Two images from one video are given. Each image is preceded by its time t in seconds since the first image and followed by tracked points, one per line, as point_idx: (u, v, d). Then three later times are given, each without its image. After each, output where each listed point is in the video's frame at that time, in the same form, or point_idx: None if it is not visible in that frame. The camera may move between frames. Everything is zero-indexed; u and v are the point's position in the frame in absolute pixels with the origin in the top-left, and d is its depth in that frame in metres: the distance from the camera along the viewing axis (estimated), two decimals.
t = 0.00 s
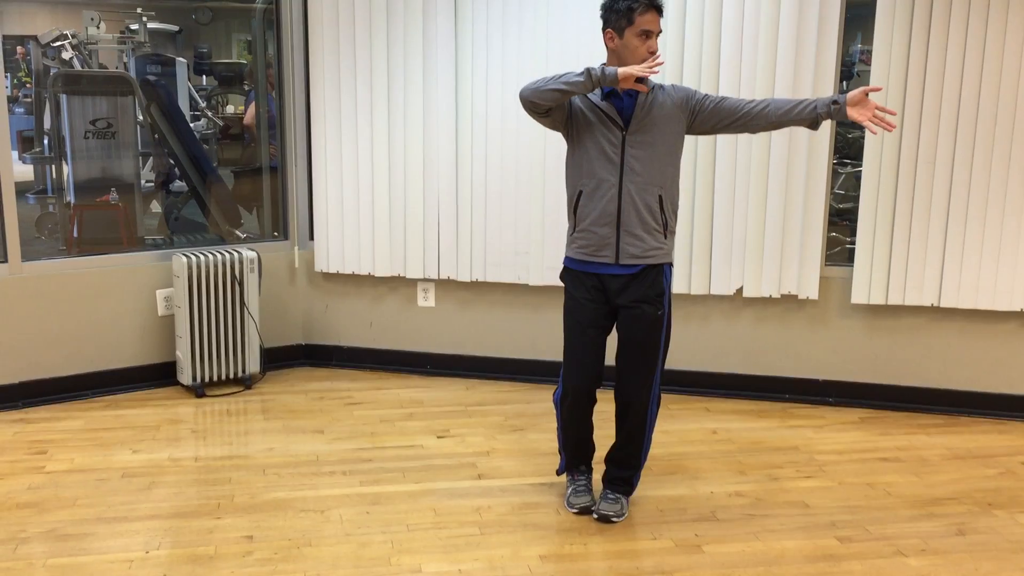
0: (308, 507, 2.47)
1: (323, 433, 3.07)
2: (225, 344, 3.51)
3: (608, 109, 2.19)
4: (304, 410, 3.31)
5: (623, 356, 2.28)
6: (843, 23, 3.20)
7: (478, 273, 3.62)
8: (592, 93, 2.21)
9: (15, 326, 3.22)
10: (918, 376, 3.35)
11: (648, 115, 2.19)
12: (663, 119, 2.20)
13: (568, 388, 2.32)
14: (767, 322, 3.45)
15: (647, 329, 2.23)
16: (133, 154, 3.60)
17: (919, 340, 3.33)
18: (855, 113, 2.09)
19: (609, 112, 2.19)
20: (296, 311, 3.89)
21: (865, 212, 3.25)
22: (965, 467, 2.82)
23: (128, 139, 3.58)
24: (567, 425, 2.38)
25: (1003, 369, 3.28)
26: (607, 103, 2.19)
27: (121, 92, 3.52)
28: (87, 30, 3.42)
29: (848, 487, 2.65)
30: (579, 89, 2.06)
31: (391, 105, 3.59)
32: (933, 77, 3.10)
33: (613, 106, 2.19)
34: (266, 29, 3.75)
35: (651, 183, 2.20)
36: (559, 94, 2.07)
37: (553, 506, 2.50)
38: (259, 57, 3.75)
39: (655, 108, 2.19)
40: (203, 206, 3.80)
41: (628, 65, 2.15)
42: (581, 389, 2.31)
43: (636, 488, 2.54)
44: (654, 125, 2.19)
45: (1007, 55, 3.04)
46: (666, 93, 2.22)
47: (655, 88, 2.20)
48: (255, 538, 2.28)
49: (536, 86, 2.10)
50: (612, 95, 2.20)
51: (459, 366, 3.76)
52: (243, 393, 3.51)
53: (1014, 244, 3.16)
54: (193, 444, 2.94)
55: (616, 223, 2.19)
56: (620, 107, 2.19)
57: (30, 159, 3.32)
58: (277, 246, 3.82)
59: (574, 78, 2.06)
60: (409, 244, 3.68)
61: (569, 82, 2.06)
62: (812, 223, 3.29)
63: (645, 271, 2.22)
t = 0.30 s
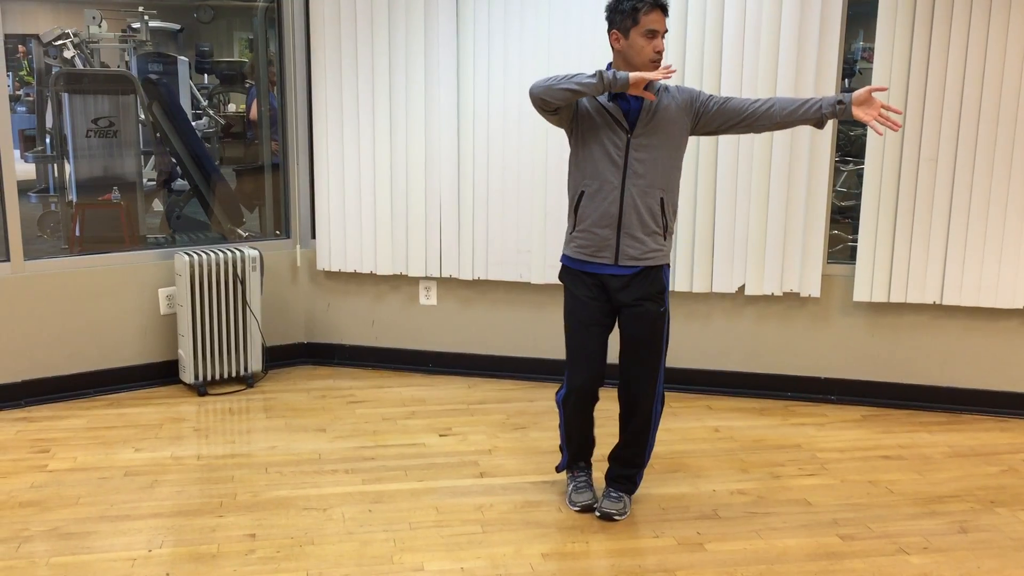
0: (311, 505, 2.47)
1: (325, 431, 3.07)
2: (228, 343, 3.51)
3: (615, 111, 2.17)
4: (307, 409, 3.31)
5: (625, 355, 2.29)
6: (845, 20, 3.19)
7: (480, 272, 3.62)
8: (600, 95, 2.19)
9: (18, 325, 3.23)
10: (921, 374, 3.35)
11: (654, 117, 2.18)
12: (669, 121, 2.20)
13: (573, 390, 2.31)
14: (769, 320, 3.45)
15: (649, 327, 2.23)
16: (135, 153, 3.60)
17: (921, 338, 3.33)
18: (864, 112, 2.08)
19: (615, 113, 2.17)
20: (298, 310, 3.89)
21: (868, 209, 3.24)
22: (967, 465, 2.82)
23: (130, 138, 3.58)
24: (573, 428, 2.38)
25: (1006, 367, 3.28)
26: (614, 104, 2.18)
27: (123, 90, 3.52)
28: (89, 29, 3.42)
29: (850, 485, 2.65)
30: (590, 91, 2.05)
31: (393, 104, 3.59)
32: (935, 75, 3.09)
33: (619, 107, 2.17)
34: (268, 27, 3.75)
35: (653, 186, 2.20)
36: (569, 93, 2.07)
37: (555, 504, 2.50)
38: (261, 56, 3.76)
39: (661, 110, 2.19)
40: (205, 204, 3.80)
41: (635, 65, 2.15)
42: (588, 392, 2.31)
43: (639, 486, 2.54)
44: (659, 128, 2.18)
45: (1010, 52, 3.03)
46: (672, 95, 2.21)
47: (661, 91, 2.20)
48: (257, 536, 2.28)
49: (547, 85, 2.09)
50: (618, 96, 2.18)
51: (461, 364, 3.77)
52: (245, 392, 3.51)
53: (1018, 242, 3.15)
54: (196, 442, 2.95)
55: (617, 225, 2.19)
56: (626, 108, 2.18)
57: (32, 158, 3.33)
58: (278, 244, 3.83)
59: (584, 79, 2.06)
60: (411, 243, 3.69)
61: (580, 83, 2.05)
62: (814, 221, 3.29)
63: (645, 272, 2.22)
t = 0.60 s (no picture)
0: (311, 502, 2.47)
1: (325, 428, 3.07)
2: (228, 340, 3.51)
3: (617, 113, 2.16)
4: (307, 406, 3.31)
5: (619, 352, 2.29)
6: (845, 18, 3.19)
7: (480, 269, 3.62)
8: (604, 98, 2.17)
9: (17, 322, 3.22)
10: (921, 371, 3.35)
11: (655, 121, 2.18)
12: (669, 124, 2.19)
13: (527, 374, 2.39)
14: (769, 317, 3.45)
15: (642, 326, 2.23)
16: (135, 149, 3.60)
17: (921, 336, 3.33)
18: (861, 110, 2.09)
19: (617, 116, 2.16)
20: (298, 307, 3.89)
21: (868, 206, 3.24)
22: (967, 462, 2.82)
23: (130, 134, 3.58)
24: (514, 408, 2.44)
25: (1006, 365, 3.28)
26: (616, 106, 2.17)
27: (123, 87, 3.52)
28: (88, 26, 3.41)
29: (850, 482, 2.65)
30: (606, 90, 2.02)
31: (393, 102, 3.59)
32: (935, 74, 3.09)
33: (622, 110, 2.16)
34: (268, 24, 3.74)
35: (651, 189, 2.21)
36: (584, 92, 2.05)
37: (555, 501, 2.50)
38: (261, 53, 3.76)
39: (662, 113, 2.18)
40: (204, 201, 3.80)
41: (636, 67, 2.15)
42: (547, 378, 2.39)
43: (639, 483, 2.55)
44: (660, 131, 2.18)
45: (1011, 50, 3.03)
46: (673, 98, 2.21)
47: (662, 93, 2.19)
48: (257, 533, 2.28)
49: (563, 81, 2.08)
50: (621, 98, 2.17)
51: (461, 362, 3.77)
52: (245, 389, 3.51)
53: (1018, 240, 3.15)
54: (196, 439, 2.95)
55: (613, 226, 2.21)
56: (629, 111, 2.17)
57: (32, 155, 3.32)
58: (278, 241, 3.83)
59: (598, 78, 2.04)
60: (411, 240, 3.69)
61: (597, 83, 2.03)
62: (813, 218, 3.29)
63: (638, 274, 2.24)
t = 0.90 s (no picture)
0: (311, 501, 2.47)
1: (325, 428, 3.07)
2: (228, 339, 3.51)
3: (600, 130, 2.17)
4: (307, 405, 3.31)
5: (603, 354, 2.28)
6: (846, 17, 3.18)
7: (480, 268, 3.62)
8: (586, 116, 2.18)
9: (17, 321, 3.22)
10: (920, 370, 3.35)
11: (637, 136, 2.19)
12: (651, 139, 2.21)
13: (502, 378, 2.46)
14: (768, 317, 3.45)
15: (625, 326, 2.23)
16: (136, 148, 3.60)
17: (921, 335, 3.33)
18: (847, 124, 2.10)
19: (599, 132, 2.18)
20: (299, 306, 3.89)
21: (868, 206, 3.24)
22: (967, 461, 2.82)
23: (130, 133, 3.58)
24: (491, 408, 2.52)
25: (1005, 363, 3.28)
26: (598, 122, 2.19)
27: (124, 86, 3.52)
28: (88, 25, 3.40)
29: (850, 481, 2.65)
30: (586, 111, 2.04)
31: (394, 101, 3.59)
32: (934, 73, 3.09)
33: (604, 126, 2.18)
34: (268, 23, 3.74)
35: (634, 203, 2.23)
36: (564, 114, 2.07)
37: (555, 500, 2.50)
38: (261, 52, 3.75)
39: (644, 128, 2.20)
40: (204, 200, 3.80)
41: (619, 83, 2.15)
42: (523, 383, 2.45)
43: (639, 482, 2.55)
44: (642, 147, 2.20)
45: (1010, 49, 3.03)
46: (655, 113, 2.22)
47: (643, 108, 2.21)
48: (258, 532, 2.28)
49: (541, 103, 2.10)
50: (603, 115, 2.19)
51: (462, 361, 3.77)
52: (245, 388, 3.51)
53: (1018, 239, 3.15)
54: (196, 438, 2.95)
55: (596, 240, 2.23)
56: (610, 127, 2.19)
57: (33, 154, 3.32)
58: (278, 240, 3.83)
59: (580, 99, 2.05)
60: (411, 239, 3.68)
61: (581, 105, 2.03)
62: (813, 217, 3.29)
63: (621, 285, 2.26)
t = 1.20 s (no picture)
0: (309, 501, 2.47)
1: (323, 427, 3.07)
2: (226, 338, 3.50)
3: (590, 129, 2.18)
4: (305, 405, 3.31)
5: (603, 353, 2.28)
6: (843, 16, 3.18)
7: (478, 268, 3.62)
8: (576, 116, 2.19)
9: (14, 321, 3.22)
10: (919, 369, 3.35)
11: (630, 134, 2.19)
12: (643, 137, 2.21)
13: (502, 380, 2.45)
14: (767, 315, 3.45)
15: (626, 325, 2.23)
16: (133, 147, 3.59)
17: (919, 334, 3.33)
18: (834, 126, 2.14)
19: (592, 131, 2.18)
20: (297, 306, 3.89)
21: (866, 205, 3.24)
22: (965, 460, 2.82)
23: (127, 132, 3.57)
24: (490, 409, 2.52)
25: (1003, 362, 3.28)
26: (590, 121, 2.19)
27: (121, 86, 3.52)
28: (86, 24, 3.39)
29: (848, 480, 2.65)
30: (561, 115, 2.06)
31: (391, 101, 3.58)
32: (932, 71, 3.09)
33: (594, 125, 2.18)
34: (266, 22, 3.74)
35: (628, 200, 2.23)
36: (538, 117, 2.09)
37: (553, 500, 2.50)
38: (259, 51, 3.74)
39: (636, 126, 2.20)
40: (202, 199, 3.79)
41: (606, 81, 2.15)
42: (522, 383, 2.45)
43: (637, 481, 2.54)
44: (635, 144, 2.20)
45: (1008, 48, 3.03)
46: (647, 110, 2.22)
47: (633, 105, 2.21)
48: (255, 532, 2.28)
49: (516, 107, 2.11)
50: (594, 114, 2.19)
51: (461, 360, 3.76)
52: (243, 388, 3.51)
53: (1016, 238, 3.15)
54: (194, 438, 2.95)
55: (593, 239, 2.23)
56: (601, 125, 2.19)
57: (30, 153, 3.31)
58: (276, 239, 3.82)
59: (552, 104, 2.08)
60: (409, 238, 3.68)
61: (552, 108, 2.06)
62: (812, 216, 3.28)
63: (620, 282, 2.26)
